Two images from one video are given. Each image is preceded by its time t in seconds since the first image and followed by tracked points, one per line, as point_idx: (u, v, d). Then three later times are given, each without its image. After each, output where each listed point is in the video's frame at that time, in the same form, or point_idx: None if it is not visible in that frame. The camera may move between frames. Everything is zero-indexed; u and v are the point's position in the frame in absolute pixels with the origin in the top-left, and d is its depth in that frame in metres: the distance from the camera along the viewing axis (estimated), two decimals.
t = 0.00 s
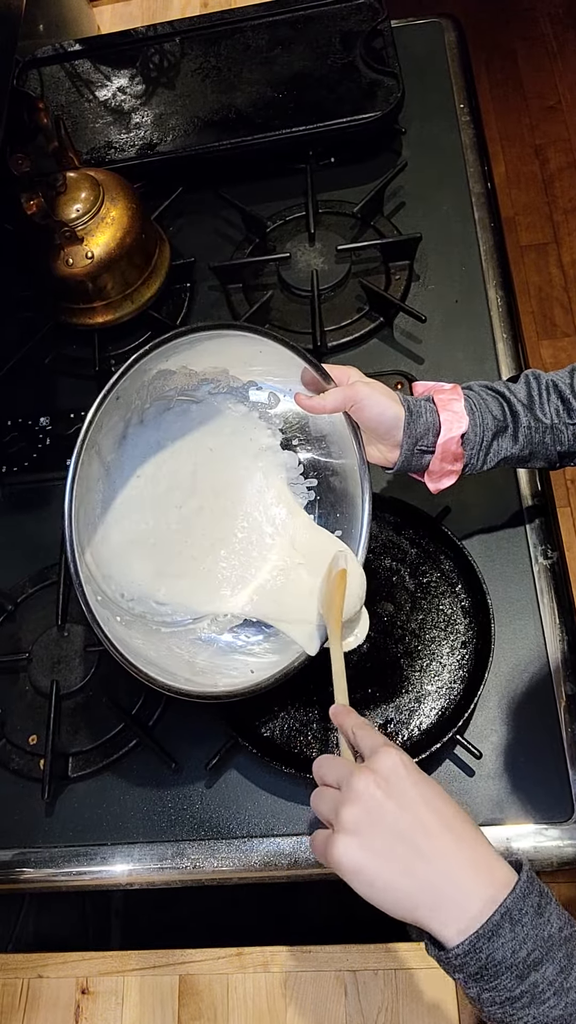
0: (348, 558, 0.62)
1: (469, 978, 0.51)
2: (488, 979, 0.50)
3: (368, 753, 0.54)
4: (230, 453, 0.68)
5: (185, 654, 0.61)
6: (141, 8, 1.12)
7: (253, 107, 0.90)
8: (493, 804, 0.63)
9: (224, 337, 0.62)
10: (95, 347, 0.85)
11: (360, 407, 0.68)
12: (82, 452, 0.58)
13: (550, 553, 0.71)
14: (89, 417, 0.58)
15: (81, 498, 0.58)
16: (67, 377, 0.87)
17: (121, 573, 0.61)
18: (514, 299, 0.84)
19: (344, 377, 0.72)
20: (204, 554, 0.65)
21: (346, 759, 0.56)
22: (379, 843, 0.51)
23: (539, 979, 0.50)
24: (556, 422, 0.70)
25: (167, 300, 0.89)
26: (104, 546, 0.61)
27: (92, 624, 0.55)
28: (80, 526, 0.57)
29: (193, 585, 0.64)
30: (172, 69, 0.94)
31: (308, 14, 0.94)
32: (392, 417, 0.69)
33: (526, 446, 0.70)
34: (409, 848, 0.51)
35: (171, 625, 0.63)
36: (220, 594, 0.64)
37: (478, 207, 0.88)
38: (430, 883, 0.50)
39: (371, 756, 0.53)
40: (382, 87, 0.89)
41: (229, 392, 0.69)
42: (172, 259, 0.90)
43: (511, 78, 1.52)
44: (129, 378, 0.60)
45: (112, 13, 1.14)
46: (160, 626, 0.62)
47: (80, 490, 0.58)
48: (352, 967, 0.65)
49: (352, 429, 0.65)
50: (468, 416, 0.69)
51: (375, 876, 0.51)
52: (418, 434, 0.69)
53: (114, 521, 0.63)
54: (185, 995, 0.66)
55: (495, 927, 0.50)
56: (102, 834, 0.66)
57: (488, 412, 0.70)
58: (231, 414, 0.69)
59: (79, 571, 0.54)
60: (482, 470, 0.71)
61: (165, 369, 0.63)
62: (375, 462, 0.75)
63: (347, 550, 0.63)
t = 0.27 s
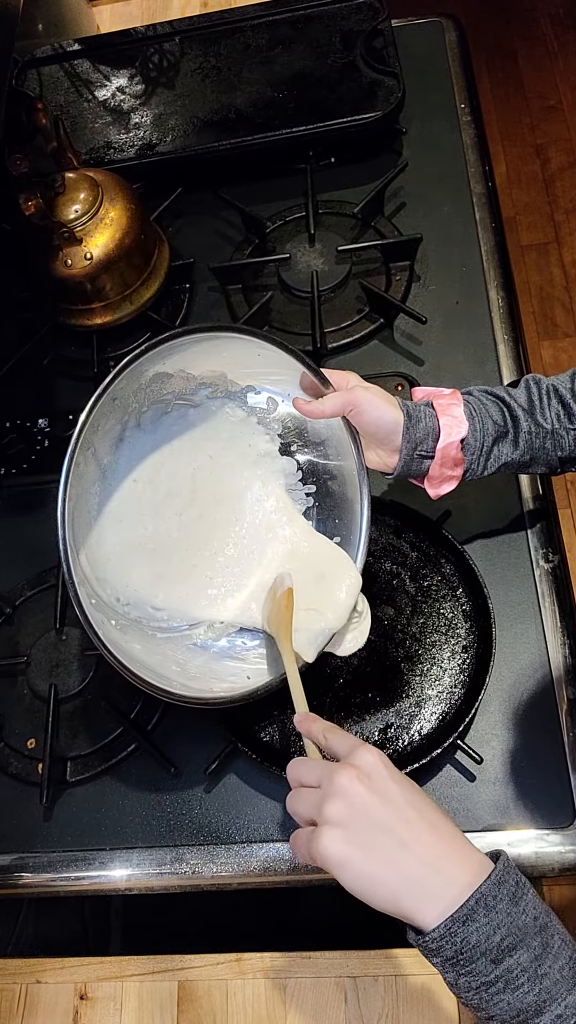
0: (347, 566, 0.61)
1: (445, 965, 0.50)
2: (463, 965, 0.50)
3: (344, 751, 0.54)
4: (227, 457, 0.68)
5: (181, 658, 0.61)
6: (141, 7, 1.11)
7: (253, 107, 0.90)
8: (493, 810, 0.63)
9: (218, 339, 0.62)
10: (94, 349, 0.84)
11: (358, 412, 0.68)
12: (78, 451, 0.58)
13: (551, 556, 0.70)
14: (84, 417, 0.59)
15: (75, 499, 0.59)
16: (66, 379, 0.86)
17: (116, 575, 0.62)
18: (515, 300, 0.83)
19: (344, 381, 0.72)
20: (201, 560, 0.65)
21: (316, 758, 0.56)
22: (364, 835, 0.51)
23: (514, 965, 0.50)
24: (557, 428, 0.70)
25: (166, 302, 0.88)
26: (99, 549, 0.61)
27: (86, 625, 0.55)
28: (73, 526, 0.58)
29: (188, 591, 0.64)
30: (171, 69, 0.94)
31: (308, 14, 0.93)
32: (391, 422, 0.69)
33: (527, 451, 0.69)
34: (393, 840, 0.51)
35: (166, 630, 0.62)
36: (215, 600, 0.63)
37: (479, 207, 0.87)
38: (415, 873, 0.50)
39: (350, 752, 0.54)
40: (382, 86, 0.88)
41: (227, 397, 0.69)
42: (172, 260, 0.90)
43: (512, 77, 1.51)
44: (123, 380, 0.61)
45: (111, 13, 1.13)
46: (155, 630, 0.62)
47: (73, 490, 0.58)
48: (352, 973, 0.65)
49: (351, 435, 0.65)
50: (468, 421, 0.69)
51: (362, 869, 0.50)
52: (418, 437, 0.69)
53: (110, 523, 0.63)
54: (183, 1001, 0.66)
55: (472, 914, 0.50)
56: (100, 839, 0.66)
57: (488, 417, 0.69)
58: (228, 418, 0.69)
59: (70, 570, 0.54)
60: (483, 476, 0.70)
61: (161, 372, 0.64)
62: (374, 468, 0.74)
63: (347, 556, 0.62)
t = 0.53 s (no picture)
0: (343, 563, 0.62)
1: (468, 989, 0.51)
2: (485, 990, 0.50)
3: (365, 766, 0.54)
4: (224, 453, 0.68)
5: (178, 655, 0.61)
6: (140, 9, 1.12)
7: (252, 107, 0.90)
8: (491, 808, 0.63)
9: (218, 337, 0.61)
10: (93, 348, 0.85)
11: (355, 410, 0.68)
12: (76, 450, 0.58)
13: (548, 555, 0.70)
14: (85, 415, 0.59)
15: (74, 499, 0.58)
16: (65, 379, 0.86)
17: (114, 573, 0.62)
18: (513, 299, 0.84)
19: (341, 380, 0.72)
20: (197, 555, 0.65)
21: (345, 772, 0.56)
22: (379, 855, 0.51)
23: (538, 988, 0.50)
24: (552, 427, 0.70)
25: (165, 302, 0.88)
26: (96, 546, 0.61)
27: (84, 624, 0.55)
28: (72, 527, 0.57)
29: (186, 586, 0.64)
30: (170, 69, 0.94)
31: (306, 15, 0.93)
32: (388, 420, 0.69)
33: (522, 450, 0.70)
34: (408, 860, 0.51)
35: (163, 626, 0.63)
36: (213, 596, 0.64)
37: (476, 208, 0.88)
38: (431, 895, 0.50)
39: (369, 768, 0.54)
40: (380, 87, 0.88)
41: (224, 393, 0.68)
42: (171, 261, 0.90)
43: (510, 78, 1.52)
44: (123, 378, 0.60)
45: (110, 14, 1.14)
46: (152, 627, 0.62)
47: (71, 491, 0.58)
48: (350, 971, 0.65)
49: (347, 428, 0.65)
50: (464, 421, 0.69)
51: (376, 890, 0.51)
52: (414, 436, 0.69)
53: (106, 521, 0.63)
54: (183, 998, 0.66)
55: (493, 939, 0.50)
56: (99, 837, 0.66)
57: (484, 416, 0.70)
58: (225, 414, 0.69)
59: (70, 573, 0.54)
60: (478, 475, 0.71)
61: (160, 368, 0.63)
62: (370, 466, 0.75)
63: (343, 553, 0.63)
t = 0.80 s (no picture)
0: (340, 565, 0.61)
1: (447, 973, 0.51)
2: (463, 974, 0.50)
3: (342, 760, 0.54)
4: (222, 455, 0.68)
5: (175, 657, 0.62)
6: (139, 8, 1.12)
7: (251, 107, 0.90)
8: (490, 808, 0.63)
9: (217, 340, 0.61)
10: (92, 348, 0.85)
11: (353, 411, 0.68)
12: (74, 452, 0.58)
13: (547, 555, 0.70)
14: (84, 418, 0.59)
15: (73, 503, 0.58)
16: (64, 378, 0.86)
17: (111, 576, 0.62)
18: (511, 300, 0.84)
19: (339, 381, 0.72)
20: (194, 557, 0.66)
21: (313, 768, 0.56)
22: (361, 847, 0.51)
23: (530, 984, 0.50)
24: (550, 428, 0.70)
25: (164, 301, 0.88)
26: (93, 548, 0.61)
27: (82, 626, 0.55)
28: (71, 532, 0.57)
29: (182, 588, 0.64)
30: (169, 69, 0.94)
31: (305, 14, 0.93)
32: (386, 421, 0.69)
33: (520, 451, 0.70)
34: (392, 852, 0.51)
35: (160, 629, 0.63)
36: (210, 598, 0.64)
37: (475, 208, 0.88)
38: (415, 885, 0.50)
39: (345, 761, 0.54)
40: (379, 86, 0.88)
41: (222, 394, 0.68)
42: (170, 260, 0.90)
43: (510, 77, 1.51)
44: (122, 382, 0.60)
45: (109, 13, 1.13)
46: (149, 629, 0.62)
47: (71, 495, 0.58)
48: (349, 970, 0.65)
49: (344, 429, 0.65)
50: (462, 421, 0.69)
51: (361, 882, 0.51)
52: (412, 437, 0.69)
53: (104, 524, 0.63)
54: (181, 998, 0.66)
55: (473, 924, 0.50)
56: (98, 837, 0.66)
57: (483, 417, 0.70)
58: (223, 416, 0.69)
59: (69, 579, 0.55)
60: (477, 475, 0.71)
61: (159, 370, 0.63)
62: (368, 467, 0.75)
63: (341, 553, 0.62)
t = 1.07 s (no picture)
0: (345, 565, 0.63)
1: (464, 978, 0.51)
2: (481, 979, 0.50)
3: (364, 762, 0.54)
4: (226, 454, 0.68)
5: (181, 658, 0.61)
6: (140, 7, 1.12)
7: (252, 106, 0.90)
8: (490, 807, 0.63)
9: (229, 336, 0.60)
10: (93, 347, 0.85)
11: (359, 411, 0.69)
12: (89, 458, 0.56)
13: (548, 554, 0.70)
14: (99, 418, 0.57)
15: (85, 504, 0.56)
16: (65, 377, 0.86)
17: (118, 577, 0.60)
18: (513, 299, 0.84)
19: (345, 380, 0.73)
20: (198, 557, 0.65)
21: (345, 771, 0.56)
22: (378, 847, 0.52)
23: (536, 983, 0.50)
24: (553, 428, 0.70)
25: (165, 300, 0.88)
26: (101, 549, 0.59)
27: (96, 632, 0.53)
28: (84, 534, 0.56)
29: (189, 588, 0.63)
30: (170, 68, 0.94)
31: (306, 13, 0.93)
32: (392, 421, 0.69)
33: (524, 451, 0.70)
34: (408, 852, 0.52)
35: (166, 630, 0.62)
36: (215, 598, 0.63)
37: (477, 208, 0.88)
38: (429, 885, 0.51)
39: (368, 761, 0.54)
40: (380, 86, 0.88)
41: (226, 393, 0.68)
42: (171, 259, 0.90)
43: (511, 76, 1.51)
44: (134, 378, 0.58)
45: (110, 12, 1.13)
46: (156, 630, 0.61)
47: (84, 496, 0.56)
48: (350, 969, 0.65)
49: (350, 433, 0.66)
50: (467, 421, 0.69)
51: (377, 884, 0.51)
52: (417, 437, 0.69)
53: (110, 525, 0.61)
54: (182, 997, 0.66)
55: (491, 930, 0.50)
56: (99, 836, 0.66)
57: (488, 418, 0.70)
58: (226, 415, 0.68)
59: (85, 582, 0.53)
60: (480, 476, 0.71)
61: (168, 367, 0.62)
62: (372, 466, 0.75)
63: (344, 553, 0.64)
